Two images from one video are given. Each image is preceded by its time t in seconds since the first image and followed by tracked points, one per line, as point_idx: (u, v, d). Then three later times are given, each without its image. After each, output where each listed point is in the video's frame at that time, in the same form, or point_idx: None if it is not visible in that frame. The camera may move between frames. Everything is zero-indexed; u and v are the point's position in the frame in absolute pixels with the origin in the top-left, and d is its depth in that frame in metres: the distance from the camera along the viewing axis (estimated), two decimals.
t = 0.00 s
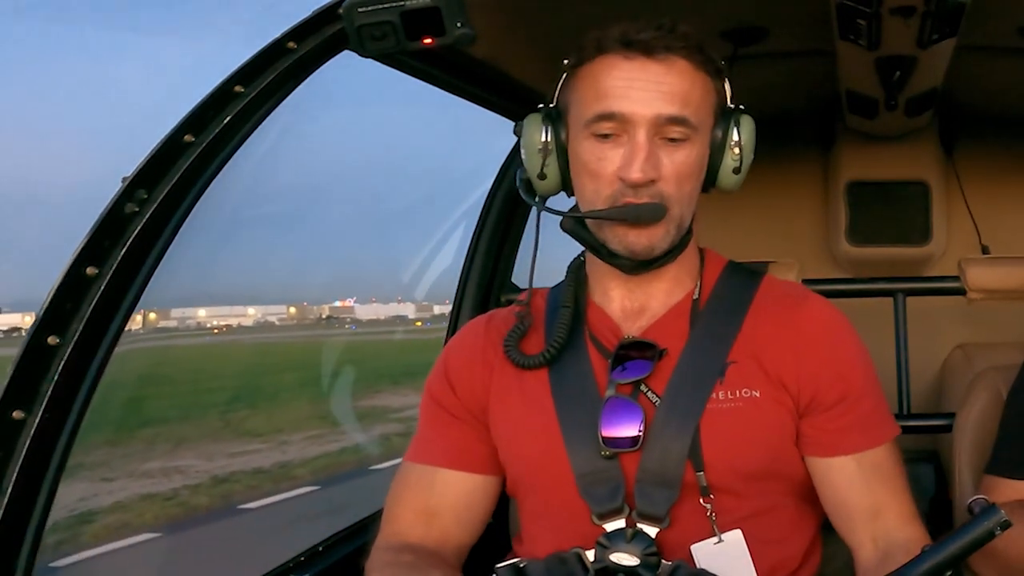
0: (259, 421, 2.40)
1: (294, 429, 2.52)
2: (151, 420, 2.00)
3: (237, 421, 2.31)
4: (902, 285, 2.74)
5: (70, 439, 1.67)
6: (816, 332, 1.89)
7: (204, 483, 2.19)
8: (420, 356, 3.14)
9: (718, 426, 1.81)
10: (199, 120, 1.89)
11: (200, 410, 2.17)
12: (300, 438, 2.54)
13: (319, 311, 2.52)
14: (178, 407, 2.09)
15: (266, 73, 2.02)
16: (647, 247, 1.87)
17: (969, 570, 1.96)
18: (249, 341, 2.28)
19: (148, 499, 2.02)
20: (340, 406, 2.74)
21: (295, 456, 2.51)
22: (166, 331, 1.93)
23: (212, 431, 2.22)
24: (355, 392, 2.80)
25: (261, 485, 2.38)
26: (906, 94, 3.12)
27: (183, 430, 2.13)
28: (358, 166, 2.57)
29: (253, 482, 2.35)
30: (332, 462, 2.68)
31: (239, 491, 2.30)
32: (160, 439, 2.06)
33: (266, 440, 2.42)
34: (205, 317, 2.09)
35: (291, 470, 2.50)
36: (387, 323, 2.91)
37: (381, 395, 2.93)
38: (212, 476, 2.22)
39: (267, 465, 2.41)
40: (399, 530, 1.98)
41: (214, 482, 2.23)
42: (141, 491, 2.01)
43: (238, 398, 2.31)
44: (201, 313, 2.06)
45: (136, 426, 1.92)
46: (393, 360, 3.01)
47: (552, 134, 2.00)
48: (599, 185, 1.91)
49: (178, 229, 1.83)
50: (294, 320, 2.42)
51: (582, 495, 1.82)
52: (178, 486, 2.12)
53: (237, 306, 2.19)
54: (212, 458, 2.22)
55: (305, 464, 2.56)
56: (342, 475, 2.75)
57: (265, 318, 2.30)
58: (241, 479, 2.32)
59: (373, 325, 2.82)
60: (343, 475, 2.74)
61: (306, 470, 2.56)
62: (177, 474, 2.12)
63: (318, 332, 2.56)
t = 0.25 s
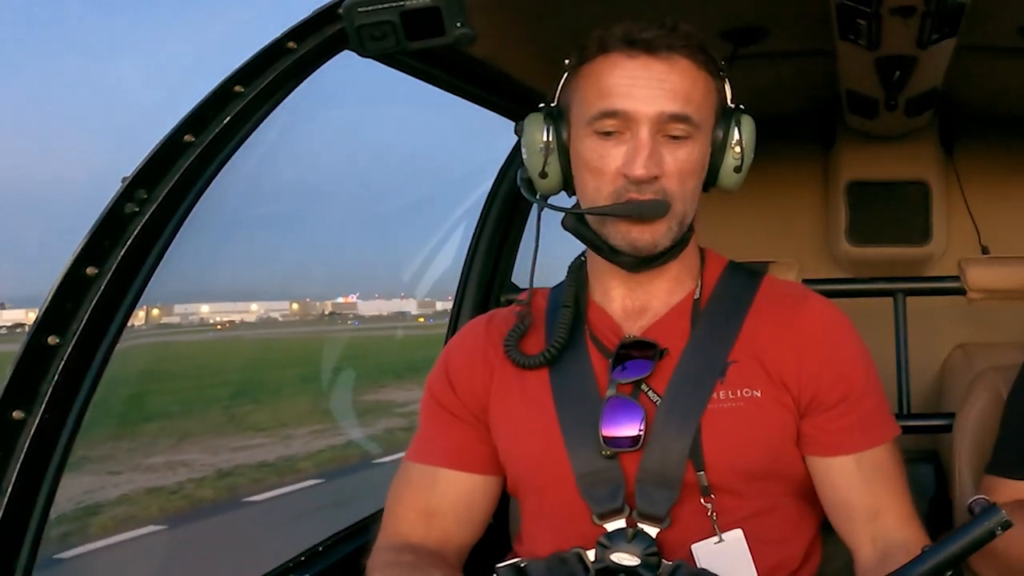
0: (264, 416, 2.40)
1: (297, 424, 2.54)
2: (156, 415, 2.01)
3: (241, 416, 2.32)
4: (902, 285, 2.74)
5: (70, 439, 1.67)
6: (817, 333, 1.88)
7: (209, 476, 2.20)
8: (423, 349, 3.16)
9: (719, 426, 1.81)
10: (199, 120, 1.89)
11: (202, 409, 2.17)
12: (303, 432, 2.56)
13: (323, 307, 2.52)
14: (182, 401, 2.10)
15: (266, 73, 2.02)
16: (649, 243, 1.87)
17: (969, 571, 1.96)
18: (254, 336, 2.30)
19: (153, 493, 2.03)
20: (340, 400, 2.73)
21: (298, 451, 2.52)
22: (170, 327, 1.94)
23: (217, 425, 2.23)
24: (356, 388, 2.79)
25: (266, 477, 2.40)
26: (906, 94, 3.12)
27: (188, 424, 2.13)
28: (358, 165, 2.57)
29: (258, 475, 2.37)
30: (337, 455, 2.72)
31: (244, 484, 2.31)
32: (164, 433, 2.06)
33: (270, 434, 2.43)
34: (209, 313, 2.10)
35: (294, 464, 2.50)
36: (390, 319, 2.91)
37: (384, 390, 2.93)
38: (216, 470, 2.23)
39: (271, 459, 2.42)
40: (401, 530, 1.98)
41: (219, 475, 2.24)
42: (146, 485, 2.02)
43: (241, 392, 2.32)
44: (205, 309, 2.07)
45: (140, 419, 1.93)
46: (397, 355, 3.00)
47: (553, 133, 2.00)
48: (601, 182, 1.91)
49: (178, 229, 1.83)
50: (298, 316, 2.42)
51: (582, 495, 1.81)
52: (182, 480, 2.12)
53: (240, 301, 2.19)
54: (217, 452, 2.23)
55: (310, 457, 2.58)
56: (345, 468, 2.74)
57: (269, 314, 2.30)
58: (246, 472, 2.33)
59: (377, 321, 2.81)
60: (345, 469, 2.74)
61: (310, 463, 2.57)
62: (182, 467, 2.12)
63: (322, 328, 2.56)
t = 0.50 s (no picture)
0: (264, 411, 2.39)
1: (299, 418, 2.54)
2: (157, 410, 2.00)
3: (243, 411, 2.31)
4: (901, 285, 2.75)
5: (70, 437, 1.67)
6: (819, 333, 1.88)
7: (211, 471, 2.20)
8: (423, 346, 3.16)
9: (719, 427, 1.81)
10: (199, 120, 1.89)
11: (202, 407, 2.17)
12: (306, 426, 2.58)
13: (322, 302, 2.51)
14: (184, 396, 2.10)
15: (266, 73, 2.02)
16: (652, 243, 1.86)
17: (969, 571, 1.96)
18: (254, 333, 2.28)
19: (157, 487, 2.04)
20: (340, 396, 2.72)
21: (302, 444, 2.55)
22: (170, 323, 1.93)
23: (220, 420, 2.23)
24: (356, 382, 2.79)
25: (269, 472, 2.40)
26: (906, 94, 3.12)
27: (190, 419, 2.13)
28: (359, 164, 2.57)
29: (261, 470, 2.38)
30: (338, 449, 2.70)
31: (246, 479, 2.32)
32: (166, 428, 2.06)
33: (271, 429, 2.43)
34: (208, 308, 2.08)
35: (299, 457, 2.53)
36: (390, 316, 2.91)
37: (385, 385, 2.93)
38: (219, 464, 2.23)
39: (274, 453, 2.43)
40: (402, 529, 1.98)
41: (221, 469, 2.24)
42: (149, 479, 2.03)
43: (243, 388, 2.31)
44: (204, 304, 2.05)
45: (142, 414, 1.93)
46: (396, 351, 3.00)
47: (559, 132, 1.99)
48: (605, 180, 1.92)
49: (178, 229, 1.83)
50: (297, 312, 2.41)
51: (583, 495, 1.81)
52: (186, 474, 2.13)
53: (239, 298, 2.19)
54: (220, 446, 2.24)
55: (312, 450, 2.59)
56: (348, 462, 2.75)
57: (268, 310, 2.30)
58: (249, 466, 2.33)
59: (375, 316, 2.80)
60: (344, 464, 2.73)
61: (313, 456, 2.59)
62: (186, 462, 2.13)
63: (321, 324, 2.55)
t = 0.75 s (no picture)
0: (264, 406, 2.42)
1: (298, 413, 2.56)
2: (158, 406, 2.01)
3: (243, 406, 2.33)
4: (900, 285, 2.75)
5: (71, 437, 1.67)
6: (823, 334, 1.88)
7: (212, 466, 2.21)
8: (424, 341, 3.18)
9: (721, 428, 1.81)
10: (199, 120, 1.88)
11: (204, 403, 2.19)
12: (305, 420, 2.58)
13: (318, 298, 2.50)
14: (186, 391, 2.10)
15: (266, 73, 2.02)
16: (669, 240, 1.86)
17: (970, 571, 1.96)
18: (251, 328, 2.27)
19: (157, 482, 2.04)
20: (340, 391, 2.74)
21: (301, 439, 2.56)
22: (167, 319, 1.92)
23: (221, 415, 2.25)
24: (356, 378, 2.80)
25: (269, 466, 2.42)
26: (906, 94, 3.11)
27: (189, 414, 2.13)
28: (358, 163, 2.57)
29: (262, 464, 2.39)
30: (339, 444, 2.74)
31: (248, 473, 2.33)
32: (165, 423, 2.06)
33: (270, 424, 2.45)
34: (204, 304, 2.06)
35: (299, 452, 2.54)
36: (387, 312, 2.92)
37: (383, 379, 2.94)
38: (219, 460, 2.25)
39: (273, 448, 2.45)
40: (404, 529, 1.98)
41: (222, 464, 2.26)
42: (150, 474, 2.02)
43: (241, 384, 2.32)
44: (199, 300, 2.03)
45: (143, 409, 1.94)
46: (392, 347, 3.00)
47: (566, 132, 1.98)
48: (620, 178, 1.91)
49: (178, 229, 1.84)
50: (292, 307, 2.41)
51: (585, 495, 1.82)
52: (187, 469, 2.13)
53: (235, 293, 2.17)
54: (220, 441, 2.25)
55: (312, 446, 2.60)
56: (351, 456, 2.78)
57: (264, 305, 2.29)
58: (249, 461, 2.35)
59: (371, 311, 2.79)
60: (349, 457, 2.77)
61: (313, 452, 2.60)
62: (186, 457, 2.13)
63: (317, 320, 2.54)
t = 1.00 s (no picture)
0: (264, 405, 2.41)
1: (297, 412, 2.54)
2: (157, 405, 2.01)
3: (242, 404, 2.34)
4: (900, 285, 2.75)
5: (71, 437, 1.67)
6: (822, 334, 1.88)
7: (215, 464, 2.22)
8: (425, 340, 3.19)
9: (720, 428, 1.81)
10: (199, 120, 1.88)
11: (204, 401, 2.20)
12: (304, 419, 2.57)
13: (314, 298, 2.49)
14: (184, 391, 2.10)
15: (266, 73, 2.02)
16: (670, 239, 1.86)
17: (970, 571, 1.96)
18: (246, 328, 2.26)
19: (161, 480, 2.05)
20: (340, 391, 2.73)
21: (301, 437, 2.54)
22: (163, 320, 1.90)
23: (219, 415, 2.25)
24: (355, 377, 2.79)
25: (272, 464, 2.41)
26: (906, 94, 3.11)
27: (189, 413, 2.14)
28: (358, 162, 2.57)
29: (264, 462, 2.39)
30: (340, 443, 2.73)
31: (251, 470, 2.34)
32: (165, 422, 2.07)
33: (271, 422, 2.44)
34: (201, 304, 2.04)
35: (299, 451, 2.52)
36: (382, 311, 2.89)
37: (382, 377, 2.93)
38: (222, 458, 2.25)
39: (275, 445, 2.44)
40: (403, 529, 1.98)
41: (225, 462, 2.26)
42: (154, 472, 2.04)
43: (241, 381, 2.34)
44: (196, 300, 2.02)
45: (143, 409, 1.94)
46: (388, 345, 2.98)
47: (562, 135, 1.97)
48: (618, 178, 1.91)
49: (178, 229, 1.84)
50: (288, 307, 2.39)
51: (584, 495, 1.82)
52: (189, 467, 2.14)
53: (231, 292, 2.16)
54: (221, 440, 2.26)
55: (314, 444, 2.60)
56: (349, 454, 2.76)
57: (260, 305, 2.28)
58: (252, 458, 2.35)
59: (367, 310, 2.77)
60: (349, 456, 2.75)
61: (315, 450, 2.60)
62: (188, 455, 2.14)
63: (315, 318, 2.53)
